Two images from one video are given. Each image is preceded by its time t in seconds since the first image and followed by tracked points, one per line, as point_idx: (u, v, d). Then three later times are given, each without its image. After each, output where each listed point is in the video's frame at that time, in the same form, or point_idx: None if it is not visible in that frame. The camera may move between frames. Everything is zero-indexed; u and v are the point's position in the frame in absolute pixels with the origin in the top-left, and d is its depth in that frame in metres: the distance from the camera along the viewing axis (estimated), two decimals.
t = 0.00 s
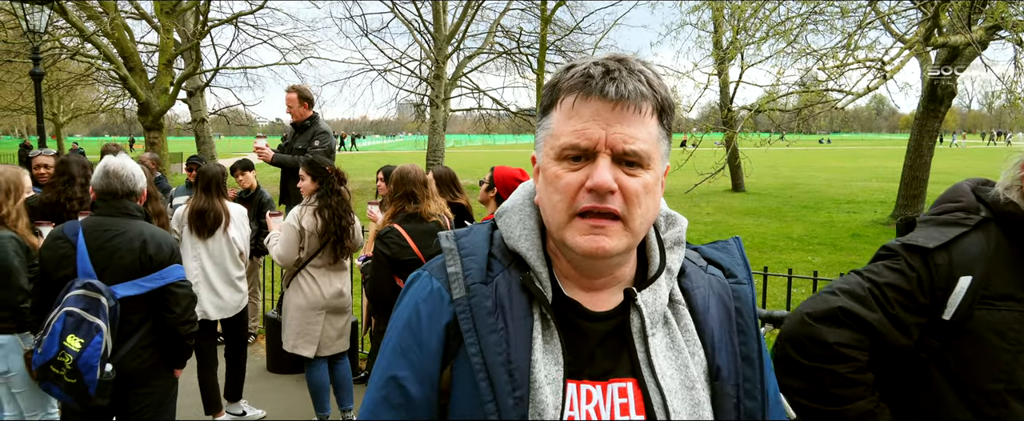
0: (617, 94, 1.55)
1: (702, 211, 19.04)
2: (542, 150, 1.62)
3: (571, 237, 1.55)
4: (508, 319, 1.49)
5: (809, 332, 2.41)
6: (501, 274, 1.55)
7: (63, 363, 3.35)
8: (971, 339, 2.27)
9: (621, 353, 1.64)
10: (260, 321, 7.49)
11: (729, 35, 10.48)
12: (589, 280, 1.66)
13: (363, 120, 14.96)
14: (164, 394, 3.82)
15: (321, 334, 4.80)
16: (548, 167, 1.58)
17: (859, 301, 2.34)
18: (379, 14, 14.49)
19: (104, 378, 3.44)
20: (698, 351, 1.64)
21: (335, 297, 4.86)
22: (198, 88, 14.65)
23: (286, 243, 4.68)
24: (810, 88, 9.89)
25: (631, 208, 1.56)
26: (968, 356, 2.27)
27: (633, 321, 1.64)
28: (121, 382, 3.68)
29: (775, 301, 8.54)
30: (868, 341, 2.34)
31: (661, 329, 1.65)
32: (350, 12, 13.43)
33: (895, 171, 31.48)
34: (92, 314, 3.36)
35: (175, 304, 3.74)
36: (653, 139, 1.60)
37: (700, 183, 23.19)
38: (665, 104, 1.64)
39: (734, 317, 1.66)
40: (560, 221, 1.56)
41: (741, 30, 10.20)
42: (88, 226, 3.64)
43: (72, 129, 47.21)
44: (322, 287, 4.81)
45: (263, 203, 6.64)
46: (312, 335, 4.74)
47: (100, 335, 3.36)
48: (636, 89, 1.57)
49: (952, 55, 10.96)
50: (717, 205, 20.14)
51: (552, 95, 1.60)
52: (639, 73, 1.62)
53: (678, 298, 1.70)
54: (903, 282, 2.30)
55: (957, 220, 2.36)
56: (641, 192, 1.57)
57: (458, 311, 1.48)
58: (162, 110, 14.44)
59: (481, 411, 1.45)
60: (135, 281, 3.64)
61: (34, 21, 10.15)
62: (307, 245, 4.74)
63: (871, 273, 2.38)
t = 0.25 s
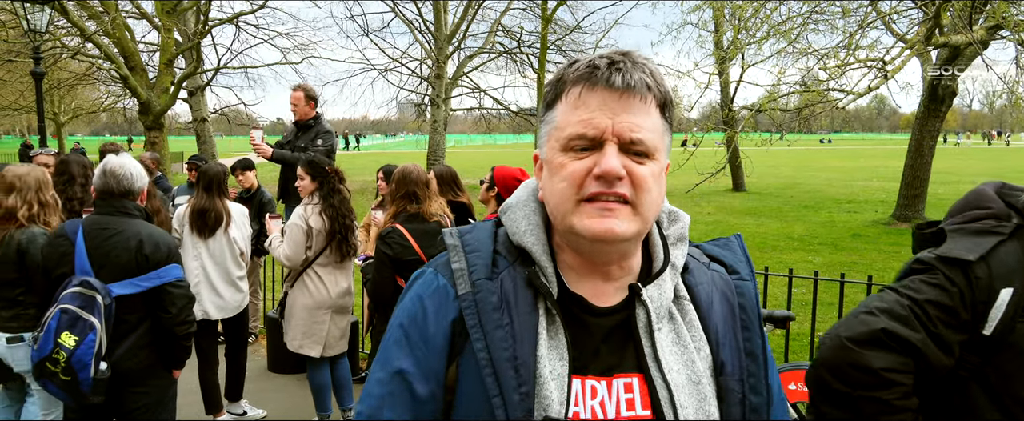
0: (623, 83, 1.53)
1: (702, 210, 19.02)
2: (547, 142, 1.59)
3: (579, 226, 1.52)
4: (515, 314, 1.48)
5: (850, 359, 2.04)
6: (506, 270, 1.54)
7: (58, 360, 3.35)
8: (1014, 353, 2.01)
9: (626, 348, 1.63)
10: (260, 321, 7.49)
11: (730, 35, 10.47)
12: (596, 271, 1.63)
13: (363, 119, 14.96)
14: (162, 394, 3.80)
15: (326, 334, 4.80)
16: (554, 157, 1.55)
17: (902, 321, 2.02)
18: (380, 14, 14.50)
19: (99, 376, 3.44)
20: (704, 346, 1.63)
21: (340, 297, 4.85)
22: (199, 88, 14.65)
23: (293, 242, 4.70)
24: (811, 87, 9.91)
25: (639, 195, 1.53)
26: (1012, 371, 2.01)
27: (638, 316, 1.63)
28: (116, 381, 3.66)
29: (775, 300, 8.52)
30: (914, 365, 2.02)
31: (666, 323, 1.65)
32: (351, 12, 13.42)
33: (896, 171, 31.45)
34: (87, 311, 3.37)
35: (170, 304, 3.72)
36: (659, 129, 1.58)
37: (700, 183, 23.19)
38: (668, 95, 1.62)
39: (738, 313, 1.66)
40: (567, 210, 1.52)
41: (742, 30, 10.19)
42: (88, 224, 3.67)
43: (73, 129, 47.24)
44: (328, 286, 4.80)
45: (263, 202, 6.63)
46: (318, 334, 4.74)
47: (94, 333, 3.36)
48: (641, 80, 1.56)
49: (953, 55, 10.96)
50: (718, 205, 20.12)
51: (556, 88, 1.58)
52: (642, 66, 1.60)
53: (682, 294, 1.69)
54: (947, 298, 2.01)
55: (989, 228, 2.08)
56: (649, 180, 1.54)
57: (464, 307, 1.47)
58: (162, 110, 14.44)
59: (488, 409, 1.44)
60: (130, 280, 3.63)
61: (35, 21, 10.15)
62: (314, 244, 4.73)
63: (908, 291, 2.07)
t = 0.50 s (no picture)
0: (598, 74, 1.49)
1: (703, 210, 19.01)
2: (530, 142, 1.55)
3: (559, 222, 1.45)
4: (528, 309, 1.38)
5: (886, 397, 1.87)
6: (516, 266, 1.42)
7: (55, 357, 3.33)
8: None
9: (621, 347, 1.54)
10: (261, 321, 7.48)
11: (731, 34, 10.47)
12: (584, 268, 1.59)
13: (363, 119, 14.96)
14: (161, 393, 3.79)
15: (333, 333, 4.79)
16: (535, 155, 1.50)
17: (941, 353, 1.84)
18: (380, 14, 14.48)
19: (96, 375, 3.44)
20: (698, 347, 1.55)
21: (344, 296, 4.84)
22: (199, 88, 14.66)
23: (298, 240, 4.69)
24: (811, 87, 9.91)
25: (618, 186, 1.46)
26: None
27: (632, 315, 1.55)
28: (116, 380, 3.66)
29: (775, 300, 8.52)
30: (959, 401, 1.85)
31: (660, 323, 1.56)
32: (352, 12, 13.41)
33: (897, 171, 31.43)
34: (84, 309, 3.37)
35: (168, 304, 3.73)
36: (638, 120, 1.52)
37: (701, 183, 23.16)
38: (649, 88, 1.57)
39: (733, 314, 1.59)
40: (548, 206, 1.46)
41: (742, 30, 10.17)
42: (88, 223, 3.68)
43: (74, 129, 47.29)
44: (333, 285, 4.79)
45: (263, 202, 6.63)
46: (325, 333, 4.73)
47: (91, 331, 3.37)
48: (617, 72, 1.51)
49: (954, 54, 10.95)
50: (718, 205, 20.11)
51: (538, 89, 1.56)
52: (622, 59, 1.55)
53: (677, 294, 1.61)
54: (987, 324, 1.85)
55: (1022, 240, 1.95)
56: (627, 171, 1.47)
57: (475, 299, 1.33)
58: (163, 110, 14.45)
59: (508, 406, 1.32)
60: (128, 279, 3.63)
61: (35, 21, 10.14)
62: (319, 242, 4.74)
63: (945, 317, 1.88)
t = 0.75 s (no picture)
0: (590, 71, 1.46)
1: (703, 210, 19.00)
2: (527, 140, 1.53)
3: (555, 219, 1.44)
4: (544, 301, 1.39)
5: None
6: (527, 260, 1.42)
7: (56, 357, 3.33)
8: None
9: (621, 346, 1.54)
10: (261, 322, 7.47)
11: (732, 34, 10.47)
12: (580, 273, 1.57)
13: (363, 120, 14.93)
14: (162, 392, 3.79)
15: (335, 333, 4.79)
16: (532, 152, 1.49)
17: (974, 377, 1.70)
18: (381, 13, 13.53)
19: (96, 374, 3.44)
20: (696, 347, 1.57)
21: (345, 295, 4.84)
22: (200, 88, 14.65)
23: (301, 238, 4.70)
24: (812, 87, 9.89)
25: (612, 183, 1.43)
26: None
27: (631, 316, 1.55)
28: (116, 379, 3.65)
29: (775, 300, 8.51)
30: None
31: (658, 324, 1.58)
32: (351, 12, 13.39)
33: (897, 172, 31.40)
34: (84, 309, 3.37)
35: (167, 303, 3.72)
36: (633, 116, 1.49)
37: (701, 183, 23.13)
38: (644, 85, 1.54)
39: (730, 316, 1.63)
40: (545, 203, 1.45)
41: (743, 30, 10.15)
42: (88, 223, 3.68)
43: (75, 129, 47.29)
44: (335, 284, 4.79)
45: (264, 203, 6.62)
46: (327, 333, 4.73)
47: (91, 330, 3.37)
48: (609, 68, 1.48)
49: (955, 54, 10.94)
50: (718, 205, 20.09)
51: (535, 86, 1.55)
52: (617, 56, 1.53)
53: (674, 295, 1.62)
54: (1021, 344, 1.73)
55: None
56: (621, 167, 1.44)
57: (490, 286, 1.34)
58: (163, 110, 14.44)
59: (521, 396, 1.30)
60: (128, 278, 3.63)
61: (35, 21, 10.13)
62: (321, 240, 4.74)
63: (977, 338, 1.75)
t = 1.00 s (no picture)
0: (585, 73, 1.44)
1: (703, 210, 18.99)
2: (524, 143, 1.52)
3: (550, 223, 1.41)
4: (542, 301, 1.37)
5: None
6: (523, 261, 1.41)
7: (57, 357, 3.34)
8: None
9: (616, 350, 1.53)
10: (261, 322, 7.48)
11: (732, 35, 10.47)
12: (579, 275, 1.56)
13: (364, 120, 14.93)
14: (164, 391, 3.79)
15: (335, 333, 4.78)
16: (527, 156, 1.47)
17: (1002, 386, 1.73)
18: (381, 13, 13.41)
19: (97, 374, 3.44)
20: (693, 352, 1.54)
21: (346, 295, 4.84)
22: (200, 88, 14.66)
23: (301, 236, 4.71)
24: (812, 87, 9.89)
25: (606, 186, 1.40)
26: None
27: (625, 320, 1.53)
28: (118, 378, 3.66)
29: (775, 300, 8.51)
30: None
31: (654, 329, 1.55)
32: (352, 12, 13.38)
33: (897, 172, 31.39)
34: (84, 309, 3.38)
35: (167, 303, 3.71)
36: (629, 119, 1.46)
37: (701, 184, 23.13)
38: (640, 87, 1.52)
39: (729, 319, 1.60)
40: (540, 207, 1.43)
41: (743, 30, 10.15)
42: (88, 223, 3.68)
43: (76, 129, 47.30)
44: (335, 284, 4.79)
45: (263, 203, 6.62)
46: (327, 333, 4.72)
47: (91, 330, 3.37)
48: (605, 69, 1.47)
49: (955, 54, 10.94)
50: (718, 205, 20.09)
51: (533, 90, 1.54)
52: (613, 58, 1.51)
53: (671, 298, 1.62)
54: None
55: None
56: (616, 171, 1.42)
57: (487, 290, 1.35)
58: (164, 110, 14.43)
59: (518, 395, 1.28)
60: (128, 278, 3.63)
61: (36, 21, 10.13)
62: (321, 238, 4.75)
63: (1003, 345, 1.80)
